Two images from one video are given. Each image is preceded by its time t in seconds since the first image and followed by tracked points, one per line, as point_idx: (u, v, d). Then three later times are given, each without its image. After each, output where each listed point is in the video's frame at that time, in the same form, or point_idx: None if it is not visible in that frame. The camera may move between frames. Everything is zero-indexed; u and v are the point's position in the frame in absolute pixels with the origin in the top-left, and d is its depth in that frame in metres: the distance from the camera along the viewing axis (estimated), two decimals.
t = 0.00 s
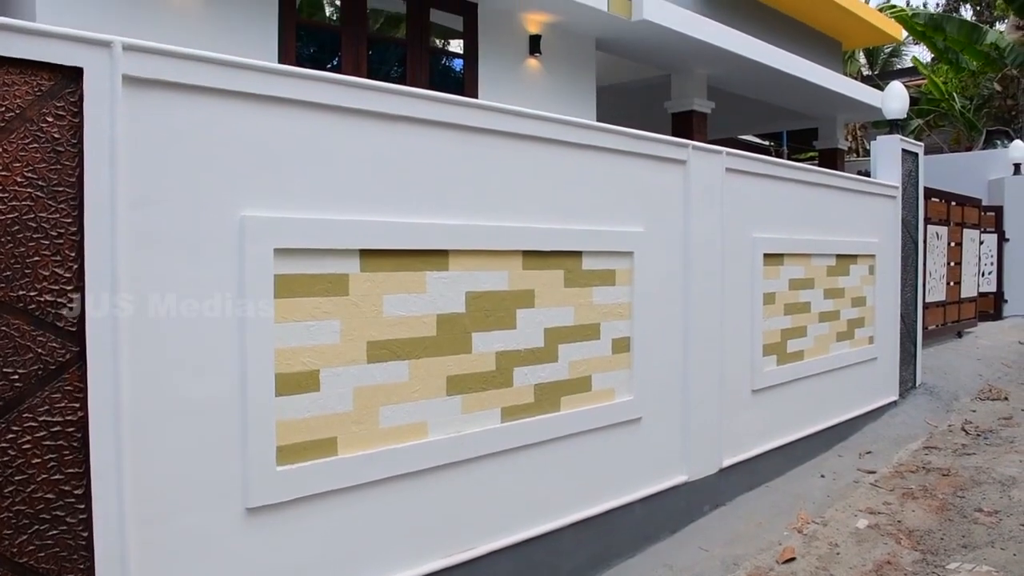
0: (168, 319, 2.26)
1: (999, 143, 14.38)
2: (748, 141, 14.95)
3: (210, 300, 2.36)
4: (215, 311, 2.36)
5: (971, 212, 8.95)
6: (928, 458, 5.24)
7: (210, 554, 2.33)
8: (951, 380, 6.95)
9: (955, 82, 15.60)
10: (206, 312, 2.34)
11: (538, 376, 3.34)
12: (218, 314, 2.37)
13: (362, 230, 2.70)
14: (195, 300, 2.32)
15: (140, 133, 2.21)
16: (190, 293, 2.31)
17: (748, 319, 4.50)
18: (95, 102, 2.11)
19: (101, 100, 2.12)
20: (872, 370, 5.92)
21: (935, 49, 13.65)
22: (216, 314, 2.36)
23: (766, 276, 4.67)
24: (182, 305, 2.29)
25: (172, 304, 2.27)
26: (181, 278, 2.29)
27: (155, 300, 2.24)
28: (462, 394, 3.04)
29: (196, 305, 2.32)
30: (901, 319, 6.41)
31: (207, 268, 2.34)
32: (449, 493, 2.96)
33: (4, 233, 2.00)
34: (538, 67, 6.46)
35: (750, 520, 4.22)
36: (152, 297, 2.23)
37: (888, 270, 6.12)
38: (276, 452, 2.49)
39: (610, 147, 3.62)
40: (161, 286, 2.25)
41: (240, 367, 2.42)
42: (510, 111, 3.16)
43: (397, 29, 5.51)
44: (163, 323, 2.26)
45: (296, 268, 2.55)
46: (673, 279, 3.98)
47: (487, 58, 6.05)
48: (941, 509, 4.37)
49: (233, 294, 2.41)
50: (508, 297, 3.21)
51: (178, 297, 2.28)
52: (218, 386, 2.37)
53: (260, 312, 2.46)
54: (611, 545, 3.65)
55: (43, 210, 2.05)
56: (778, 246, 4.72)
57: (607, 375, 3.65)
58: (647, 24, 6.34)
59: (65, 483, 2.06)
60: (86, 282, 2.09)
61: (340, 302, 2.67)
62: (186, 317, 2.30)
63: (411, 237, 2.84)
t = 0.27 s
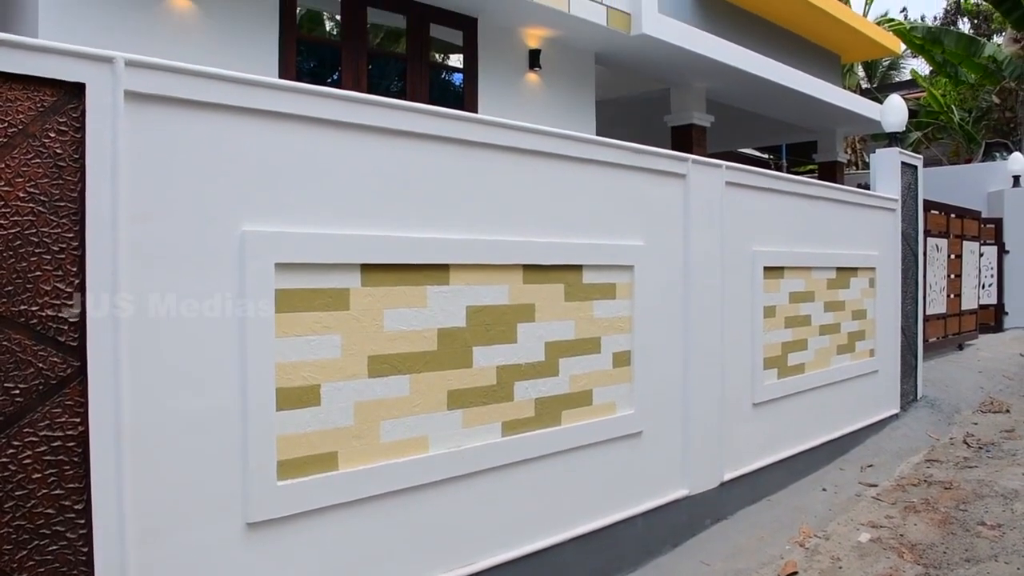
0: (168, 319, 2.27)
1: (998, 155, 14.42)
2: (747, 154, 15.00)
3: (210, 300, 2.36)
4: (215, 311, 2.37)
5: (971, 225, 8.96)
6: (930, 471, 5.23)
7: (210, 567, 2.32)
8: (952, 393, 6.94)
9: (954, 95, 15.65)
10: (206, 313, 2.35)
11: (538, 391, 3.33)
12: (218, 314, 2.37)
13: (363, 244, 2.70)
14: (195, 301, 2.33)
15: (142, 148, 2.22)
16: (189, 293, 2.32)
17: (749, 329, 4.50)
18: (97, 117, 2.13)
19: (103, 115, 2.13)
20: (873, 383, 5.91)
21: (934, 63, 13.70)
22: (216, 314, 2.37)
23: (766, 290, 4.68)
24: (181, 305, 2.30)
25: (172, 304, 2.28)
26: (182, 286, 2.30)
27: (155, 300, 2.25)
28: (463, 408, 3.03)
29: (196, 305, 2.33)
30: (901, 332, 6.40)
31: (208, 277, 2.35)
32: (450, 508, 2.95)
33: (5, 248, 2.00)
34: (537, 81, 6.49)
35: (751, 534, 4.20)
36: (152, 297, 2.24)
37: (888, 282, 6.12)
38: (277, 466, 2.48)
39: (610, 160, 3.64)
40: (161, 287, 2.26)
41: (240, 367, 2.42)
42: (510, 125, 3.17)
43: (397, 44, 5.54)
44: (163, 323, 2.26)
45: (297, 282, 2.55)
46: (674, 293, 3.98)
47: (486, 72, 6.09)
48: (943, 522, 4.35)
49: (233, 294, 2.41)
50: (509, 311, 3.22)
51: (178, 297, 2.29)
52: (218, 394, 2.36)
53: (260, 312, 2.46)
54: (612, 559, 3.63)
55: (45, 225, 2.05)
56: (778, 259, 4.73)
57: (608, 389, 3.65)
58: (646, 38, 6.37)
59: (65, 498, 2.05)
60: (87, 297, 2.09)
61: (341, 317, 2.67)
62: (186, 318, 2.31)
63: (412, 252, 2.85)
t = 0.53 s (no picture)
0: (168, 319, 2.27)
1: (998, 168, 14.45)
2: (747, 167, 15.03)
3: (211, 300, 2.36)
4: (215, 311, 2.37)
5: (971, 237, 8.97)
6: (933, 485, 5.21)
7: None
8: (954, 406, 6.92)
9: (953, 108, 15.68)
10: (206, 313, 2.35)
11: (540, 405, 3.33)
12: (218, 314, 2.37)
13: (364, 259, 2.71)
14: (195, 301, 2.33)
15: (144, 163, 2.24)
16: (190, 293, 2.32)
17: (750, 340, 4.50)
18: (100, 134, 2.14)
19: (105, 131, 2.14)
20: (874, 396, 5.90)
21: (933, 76, 13.74)
22: (216, 314, 2.37)
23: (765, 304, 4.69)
24: (181, 305, 2.30)
25: (172, 304, 2.28)
26: (184, 294, 2.30)
27: (155, 300, 2.25)
28: (464, 423, 3.03)
29: (196, 305, 2.33)
30: (903, 345, 6.39)
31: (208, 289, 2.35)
32: (451, 523, 2.94)
33: (7, 263, 2.01)
34: (537, 96, 6.52)
35: (753, 548, 4.18)
36: (152, 297, 2.24)
37: (889, 295, 6.12)
38: (278, 481, 2.48)
39: (611, 175, 3.65)
40: (162, 286, 2.26)
41: (241, 368, 2.42)
42: (510, 140, 3.18)
43: (397, 58, 5.57)
44: (164, 323, 2.26)
45: (298, 297, 2.56)
46: (674, 307, 3.99)
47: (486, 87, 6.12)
48: (946, 536, 4.34)
49: (233, 295, 2.41)
50: (510, 326, 3.22)
51: (178, 297, 2.29)
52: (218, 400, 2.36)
53: (260, 312, 2.46)
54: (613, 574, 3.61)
55: (47, 240, 2.06)
56: (778, 273, 4.73)
57: (609, 403, 3.65)
58: (646, 52, 6.40)
59: (66, 513, 2.05)
60: (89, 312, 2.10)
61: (342, 332, 2.67)
62: (186, 318, 2.31)
63: (413, 266, 2.85)
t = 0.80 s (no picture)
0: (169, 319, 2.27)
1: (998, 180, 14.47)
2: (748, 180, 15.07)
3: (210, 300, 2.37)
4: (215, 311, 2.37)
5: (973, 250, 8.97)
6: (936, 498, 5.19)
7: None
8: (957, 419, 6.90)
9: (952, 120, 15.67)
10: (206, 312, 2.35)
11: (541, 420, 3.33)
12: (217, 314, 2.38)
13: (366, 274, 2.72)
14: (195, 301, 2.33)
15: (147, 179, 2.25)
16: (190, 293, 2.32)
17: (751, 352, 4.49)
18: (103, 151, 2.15)
19: (108, 148, 2.15)
20: (876, 409, 5.88)
21: (933, 89, 13.79)
22: (216, 314, 2.37)
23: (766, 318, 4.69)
24: (181, 305, 2.30)
25: (172, 304, 2.28)
26: (185, 307, 2.31)
27: (155, 300, 2.25)
28: (465, 437, 3.03)
29: (196, 305, 2.33)
30: (905, 358, 6.39)
31: (210, 302, 2.36)
32: (452, 539, 2.93)
33: (10, 279, 2.01)
34: (538, 110, 6.55)
35: (756, 563, 4.16)
36: (152, 298, 2.24)
37: (890, 308, 6.12)
38: (280, 496, 2.48)
39: (612, 190, 3.66)
40: (162, 286, 2.26)
41: (241, 369, 2.42)
42: (511, 155, 3.20)
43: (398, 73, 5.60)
44: (164, 323, 2.26)
45: (299, 312, 2.56)
46: (675, 320, 3.98)
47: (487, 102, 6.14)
48: (950, 550, 4.31)
49: (234, 295, 2.41)
50: (511, 340, 3.22)
51: (177, 297, 2.29)
52: (218, 405, 2.36)
53: (260, 312, 2.46)
54: None
55: (49, 256, 2.06)
56: (779, 287, 4.74)
57: (611, 417, 3.64)
58: (646, 67, 6.43)
59: (67, 530, 2.04)
60: (91, 328, 2.10)
61: (344, 347, 2.68)
62: (186, 318, 2.31)
63: (414, 281, 2.86)
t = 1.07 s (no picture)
0: (169, 319, 2.27)
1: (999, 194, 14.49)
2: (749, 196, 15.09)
3: (210, 301, 2.37)
4: (215, 311, 2.37)
5: (974, 264, 8.97)
6: (940, 513, 5.17)
7: None
8: (960, 433, 6.88)
9: (953, 134, 15.74)
10: (206, 313, 2.35)
11: (544, 436, 3.32)
12: (218, 314, 2.38)
13: (368, 292, 2.72)
14: (195, 301, 2.34)
15: (149, 197, 2.26)
16: (190, 293, 2.32)
17: (753, 365, 4.49)
18: (107, 169, 2.16)
19: (111, 166, 2.17)
20: (879, 424, 5.87)
21: (933, 103, 13.83)
22: (216, 314, 2.38)
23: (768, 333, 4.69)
24: (181, 305, 2.30)
25: (172, 304, 2.28)
26: (188, 322, 2.31)
27: (155, 300, 2.25)
28: (467, 454, 3.02)
29: (196, 305, 2.33)
30: (907, 373, 6.37)
31: (213, 319, 2.36)
32: (454, 556, 2.92)
33: (12, 297, 2.01)
34: (539, 126, 6.58)
35: None
36: (152, 298, 2.24)
37: (892, 323, 6.11)
38: (281, 514, 2.47)
39: (613, 207, 3.67)
40: (161, 286, 2.26)
41: (242, 372, 2.42)
42: (513, 171, 3.21)
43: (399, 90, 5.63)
44: (164, 323, 2.26)
45: (301, 329, 2.57)
46: (677, 336, 3.98)
47: (488, 118, 6.17)
48: (955, 566, 4.29)
49: (233, 295, 2.42)
50: (513, 356, 3.22)
51: (177, 297, 2.30)
52: (219, 413, 2.36)
53: (260, 312, 2.46)
54: None
55: (52, 274, 2.07)
56: (781, 303, 4.74)
57: (613, 434, 3.63)
58: (647, 83, 6.46)
59: (68, 548, 2.04)
60: (94, 346, 2.10)
61: (346, 363, 2.68)
62: (186, 318, 2.31)
63: (416, 298, 2.86)
